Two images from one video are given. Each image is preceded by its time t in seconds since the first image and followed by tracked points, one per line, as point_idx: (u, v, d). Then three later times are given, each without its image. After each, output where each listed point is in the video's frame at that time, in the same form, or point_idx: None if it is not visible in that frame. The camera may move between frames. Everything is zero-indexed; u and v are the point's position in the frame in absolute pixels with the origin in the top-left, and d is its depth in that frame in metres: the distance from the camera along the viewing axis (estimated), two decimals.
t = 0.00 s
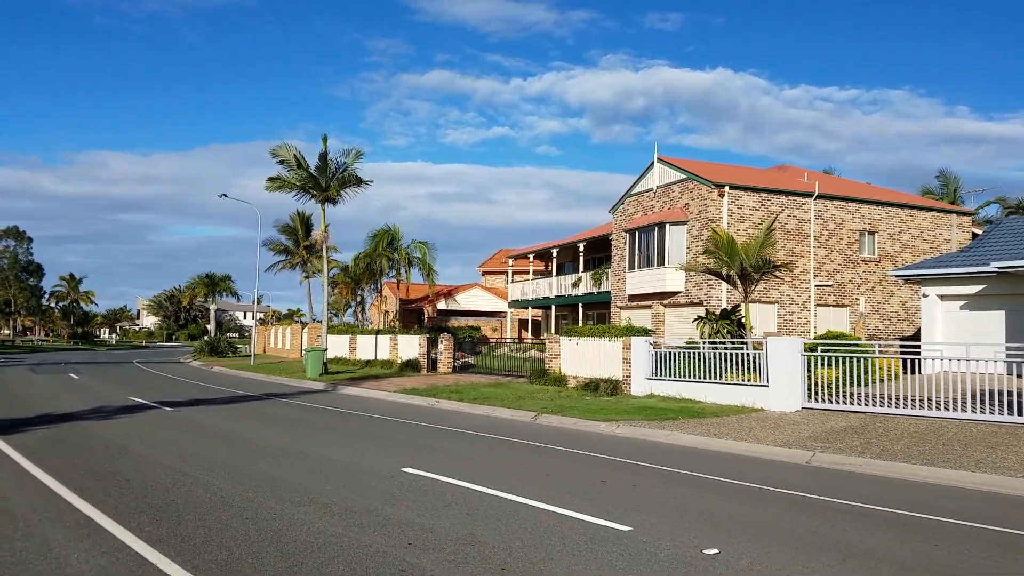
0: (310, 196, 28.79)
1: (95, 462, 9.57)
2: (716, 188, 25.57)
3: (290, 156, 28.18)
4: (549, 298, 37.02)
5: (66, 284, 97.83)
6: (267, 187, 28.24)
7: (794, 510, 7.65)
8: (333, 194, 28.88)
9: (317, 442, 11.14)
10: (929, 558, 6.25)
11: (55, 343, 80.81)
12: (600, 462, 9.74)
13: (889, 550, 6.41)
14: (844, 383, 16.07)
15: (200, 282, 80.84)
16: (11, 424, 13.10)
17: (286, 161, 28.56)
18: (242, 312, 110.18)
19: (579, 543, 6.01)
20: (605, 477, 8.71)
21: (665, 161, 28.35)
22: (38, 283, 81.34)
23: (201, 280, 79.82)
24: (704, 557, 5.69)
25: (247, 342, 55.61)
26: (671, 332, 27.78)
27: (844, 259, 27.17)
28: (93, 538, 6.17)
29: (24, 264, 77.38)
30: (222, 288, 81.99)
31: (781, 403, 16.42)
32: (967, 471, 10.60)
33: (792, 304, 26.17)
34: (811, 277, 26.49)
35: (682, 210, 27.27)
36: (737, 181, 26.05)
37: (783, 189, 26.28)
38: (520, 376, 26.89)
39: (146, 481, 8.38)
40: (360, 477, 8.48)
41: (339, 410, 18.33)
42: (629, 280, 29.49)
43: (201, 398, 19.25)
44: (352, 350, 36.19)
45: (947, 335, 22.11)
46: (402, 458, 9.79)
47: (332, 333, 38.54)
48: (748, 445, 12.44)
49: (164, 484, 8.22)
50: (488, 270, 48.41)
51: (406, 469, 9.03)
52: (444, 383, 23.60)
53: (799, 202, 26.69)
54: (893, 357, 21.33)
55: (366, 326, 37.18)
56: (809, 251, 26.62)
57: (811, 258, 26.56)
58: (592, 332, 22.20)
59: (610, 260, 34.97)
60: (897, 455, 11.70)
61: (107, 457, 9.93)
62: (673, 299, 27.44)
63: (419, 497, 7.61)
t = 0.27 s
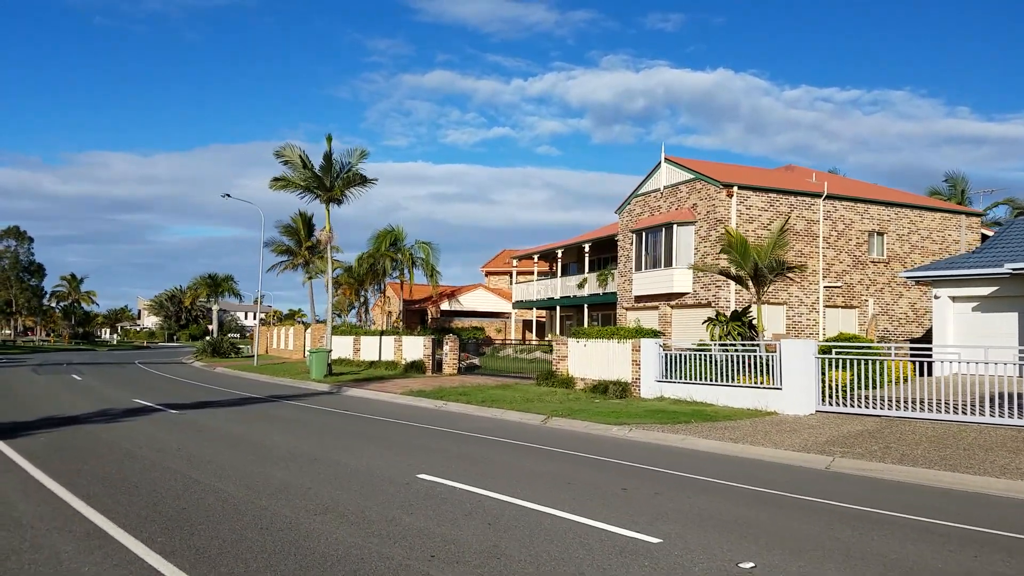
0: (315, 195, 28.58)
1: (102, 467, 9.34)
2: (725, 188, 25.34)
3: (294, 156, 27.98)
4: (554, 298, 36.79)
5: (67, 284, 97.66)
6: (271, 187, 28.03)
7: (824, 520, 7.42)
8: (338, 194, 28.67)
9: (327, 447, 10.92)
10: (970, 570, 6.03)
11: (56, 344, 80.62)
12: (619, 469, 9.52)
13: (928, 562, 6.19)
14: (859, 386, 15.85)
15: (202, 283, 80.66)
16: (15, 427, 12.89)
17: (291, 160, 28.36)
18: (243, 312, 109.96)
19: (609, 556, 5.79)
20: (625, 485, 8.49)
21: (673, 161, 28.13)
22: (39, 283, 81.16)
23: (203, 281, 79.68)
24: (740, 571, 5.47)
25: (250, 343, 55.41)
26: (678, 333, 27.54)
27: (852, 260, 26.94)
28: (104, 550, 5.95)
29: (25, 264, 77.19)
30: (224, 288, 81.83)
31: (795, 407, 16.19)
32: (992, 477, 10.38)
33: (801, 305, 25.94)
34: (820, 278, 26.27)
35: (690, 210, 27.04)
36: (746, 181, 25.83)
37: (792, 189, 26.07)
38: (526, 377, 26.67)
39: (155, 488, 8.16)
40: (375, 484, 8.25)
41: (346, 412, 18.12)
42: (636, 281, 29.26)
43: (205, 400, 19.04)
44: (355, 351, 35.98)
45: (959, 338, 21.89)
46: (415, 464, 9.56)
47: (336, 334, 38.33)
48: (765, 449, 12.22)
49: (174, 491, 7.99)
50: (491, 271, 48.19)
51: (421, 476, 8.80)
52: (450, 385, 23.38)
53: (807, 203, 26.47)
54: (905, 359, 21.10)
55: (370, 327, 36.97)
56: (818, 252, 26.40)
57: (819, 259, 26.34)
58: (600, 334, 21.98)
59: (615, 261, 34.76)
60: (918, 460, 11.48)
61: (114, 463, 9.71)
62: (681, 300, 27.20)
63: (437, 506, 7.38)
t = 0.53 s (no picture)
0: (318, 193, 28.34)
1: (107, 468, 9.11)
2: (733, 186, 25.10)
3: (298, 153, 27.75)
4: (558, 298, 36.53)
5: (68, 284, 97.40)
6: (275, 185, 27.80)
7: (854, 522, 7.18)
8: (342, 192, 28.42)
9: (337, 447, 10.67)
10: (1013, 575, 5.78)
11: (57, 344, 80.37)
12: (637, 470, 9.27)
13: (968, 567, 5.94)
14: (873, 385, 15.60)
15: (204, 282, 80.41)
16: (17, 427, 12.65)
17: (294, 158, 28.13)
18: (244, 312, 109.70)
19: (638, 562, 5.55)
20: (646, 486, 8.24)
21: (680, 159, 27.88)
22: (40, 283, 80.92)
23: (205, 280, 79.46)
24: None
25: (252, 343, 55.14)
26: (685, 332, 27.29)
27: (861, 258, 26.68)
28: (111, 554, 5.71)
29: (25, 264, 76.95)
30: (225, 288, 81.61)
31: (809, 406, 15.94)
32: (1017, 478, 10.13)
33: (810, 304, 25.69)
34: (829, 276, 26.01)
35: (697, 208, 26.79)
36: (754, 179, 25.58)
37: (800, 187, 25.82)
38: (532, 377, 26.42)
39: (162, 490, 7.92)
40: (388, 485, 8.01)
41: (352, 412, 17.88)
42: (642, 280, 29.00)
43: (209, 400, 18.79)
44: (359, 350, 35.73)
45: (971, 336, 21.64)
46: (428, 465, 9.32)
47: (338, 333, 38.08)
48: (783, 450, 11.97)
49: (181, 492, 7.75)
50: (495, 271, 47.93)
51: (434, 477, 8.55)
52: (456, 385, 23.13)
53: (816, 200, 26.22)
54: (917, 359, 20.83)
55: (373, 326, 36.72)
56: (827, 250, 26.14)
57: (828, 257, 26.08)
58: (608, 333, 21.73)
59: (621, 260, 34.52)
60: (940, 460, 11.23)
61: (119, 463, 9.46)
62: (688, 299, 26.94)
63: (454, 508, 7.14)
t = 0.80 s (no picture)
0: (322, 192, 28.08)
1: (113, 474, 8.84)
2: (742, 184, 24.81)
3: (302, 152, 27.49)
4: (563, 298, 36.26)
5: (70, 284, 97.20)
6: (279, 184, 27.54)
7: (891, 533, 6.89)
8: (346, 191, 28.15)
9: (347, 451, 10.39)
10: None
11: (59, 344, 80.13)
12: (657, 475, 8.99)
13: None
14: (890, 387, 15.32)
15: (206, 282, 80.19)
16: (20, 430, 12.38)
17: (298, 157, 27.86)
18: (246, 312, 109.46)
19: None
20: (670, 494, 7.95)
21: (688, 157, 27.60)
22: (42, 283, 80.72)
23: (207, 280, 79.27)
24: None
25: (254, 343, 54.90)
26: (693, 333, 27.00)
27: (871, 258, 26.39)
28: (119, 568, 5.43)
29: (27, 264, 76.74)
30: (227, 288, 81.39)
31: (825, 408, 15.65)
32: None
33: (820, 304, 25.40)
34: (839, 276, 25.71)
35: (705, 207, 26.50)
36: (763, 177, 25.30)
37: (810, 185, 25.53)
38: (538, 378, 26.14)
39: (171, 497, 7.65)
40: (404, 493, 7.73)
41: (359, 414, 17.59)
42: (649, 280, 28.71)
43: (214, 401, 18.52)
44: (363, 350, 35.44)
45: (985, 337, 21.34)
46: (443, 471, 9.03)
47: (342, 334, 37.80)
48: (802, 453, 11.69)
49: (190, 500, 7.47)
50: (499, 271, 47.66)
51: (451, 483, 8.27)
52: (462, 386, 22.85)
53: (826, 199, 25.94)
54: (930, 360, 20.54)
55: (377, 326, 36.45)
56: (837, 250, 25.85)
57: (838, 257, 25.79)
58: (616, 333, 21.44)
59: (627, 260, 34.22)
60: (966, 464, 10.94)
61: (124, 469, 9.18)
62: (696, 299, 26.64)
63: (475, 518, 6.85)
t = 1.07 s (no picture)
0: (332, 191, 27.86)
1: (131, 473, 8.60)
2: (758, 181, 24.47)
3: (312, 150, 27.29)
4: (573, 297, 35.96)
5: (78, 284, 97.37)
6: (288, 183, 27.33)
7: (941, 538, 6.59)
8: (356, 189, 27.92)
9: (367, 451, 10.13)
10: None
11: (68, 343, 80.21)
12: (688, 477, 8.71)
13: None
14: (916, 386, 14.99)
15: (214, 282, 80.20)
16: (32, 429, 12.16)
17: (308, 155, 27.66)
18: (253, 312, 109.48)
19: None
20: (706, 496, 7.67)
21: (702, 154, 27.28)
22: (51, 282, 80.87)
23: (216, 280, 79.28)
24: None
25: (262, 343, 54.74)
26: (707, 331, 26.68)
27: (889, 256, 26.04)
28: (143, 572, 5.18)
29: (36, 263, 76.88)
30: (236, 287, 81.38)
31: (849, 409, 15.33)
32: None
33: (837, 302, 25.06)
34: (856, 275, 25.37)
35: (720, 204, 26.17)
36: (779, 173, 24.96)
37: (827, 182, 25.19)
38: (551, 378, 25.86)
39: (192, 497, 7.41)
40: (432, 494, 7.48)
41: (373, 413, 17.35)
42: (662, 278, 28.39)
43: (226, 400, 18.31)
44: (372, 349, 35.21)
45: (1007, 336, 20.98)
46: (468, 471, 8.77)
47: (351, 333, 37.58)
48: (832, 454, 11.39)
49: (211, 501, 7.23)
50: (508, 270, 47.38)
51: (478, 485, 8.00)
52: (475, 385, 22.59)
53: (842, 196, 25.59)
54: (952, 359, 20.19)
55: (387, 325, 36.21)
56: (854, 247, 25.50)
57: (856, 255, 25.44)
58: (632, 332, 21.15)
59: (638, 258, 33.91)
60: (1001, 465, 10.64)
61: (141, 468, 8.94)
62: (711, 297, 26.32)
63: (507, 520, 6.59)
